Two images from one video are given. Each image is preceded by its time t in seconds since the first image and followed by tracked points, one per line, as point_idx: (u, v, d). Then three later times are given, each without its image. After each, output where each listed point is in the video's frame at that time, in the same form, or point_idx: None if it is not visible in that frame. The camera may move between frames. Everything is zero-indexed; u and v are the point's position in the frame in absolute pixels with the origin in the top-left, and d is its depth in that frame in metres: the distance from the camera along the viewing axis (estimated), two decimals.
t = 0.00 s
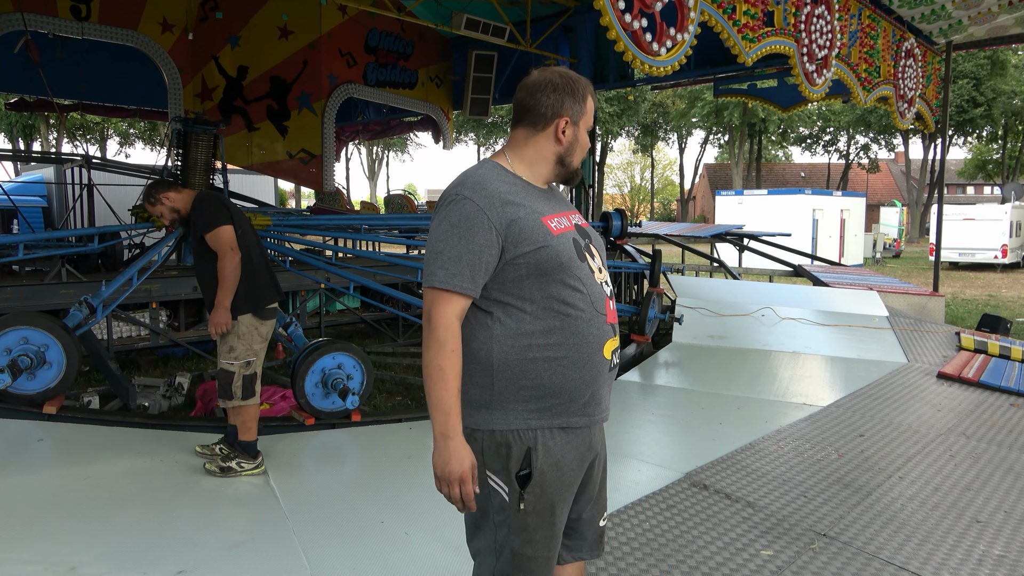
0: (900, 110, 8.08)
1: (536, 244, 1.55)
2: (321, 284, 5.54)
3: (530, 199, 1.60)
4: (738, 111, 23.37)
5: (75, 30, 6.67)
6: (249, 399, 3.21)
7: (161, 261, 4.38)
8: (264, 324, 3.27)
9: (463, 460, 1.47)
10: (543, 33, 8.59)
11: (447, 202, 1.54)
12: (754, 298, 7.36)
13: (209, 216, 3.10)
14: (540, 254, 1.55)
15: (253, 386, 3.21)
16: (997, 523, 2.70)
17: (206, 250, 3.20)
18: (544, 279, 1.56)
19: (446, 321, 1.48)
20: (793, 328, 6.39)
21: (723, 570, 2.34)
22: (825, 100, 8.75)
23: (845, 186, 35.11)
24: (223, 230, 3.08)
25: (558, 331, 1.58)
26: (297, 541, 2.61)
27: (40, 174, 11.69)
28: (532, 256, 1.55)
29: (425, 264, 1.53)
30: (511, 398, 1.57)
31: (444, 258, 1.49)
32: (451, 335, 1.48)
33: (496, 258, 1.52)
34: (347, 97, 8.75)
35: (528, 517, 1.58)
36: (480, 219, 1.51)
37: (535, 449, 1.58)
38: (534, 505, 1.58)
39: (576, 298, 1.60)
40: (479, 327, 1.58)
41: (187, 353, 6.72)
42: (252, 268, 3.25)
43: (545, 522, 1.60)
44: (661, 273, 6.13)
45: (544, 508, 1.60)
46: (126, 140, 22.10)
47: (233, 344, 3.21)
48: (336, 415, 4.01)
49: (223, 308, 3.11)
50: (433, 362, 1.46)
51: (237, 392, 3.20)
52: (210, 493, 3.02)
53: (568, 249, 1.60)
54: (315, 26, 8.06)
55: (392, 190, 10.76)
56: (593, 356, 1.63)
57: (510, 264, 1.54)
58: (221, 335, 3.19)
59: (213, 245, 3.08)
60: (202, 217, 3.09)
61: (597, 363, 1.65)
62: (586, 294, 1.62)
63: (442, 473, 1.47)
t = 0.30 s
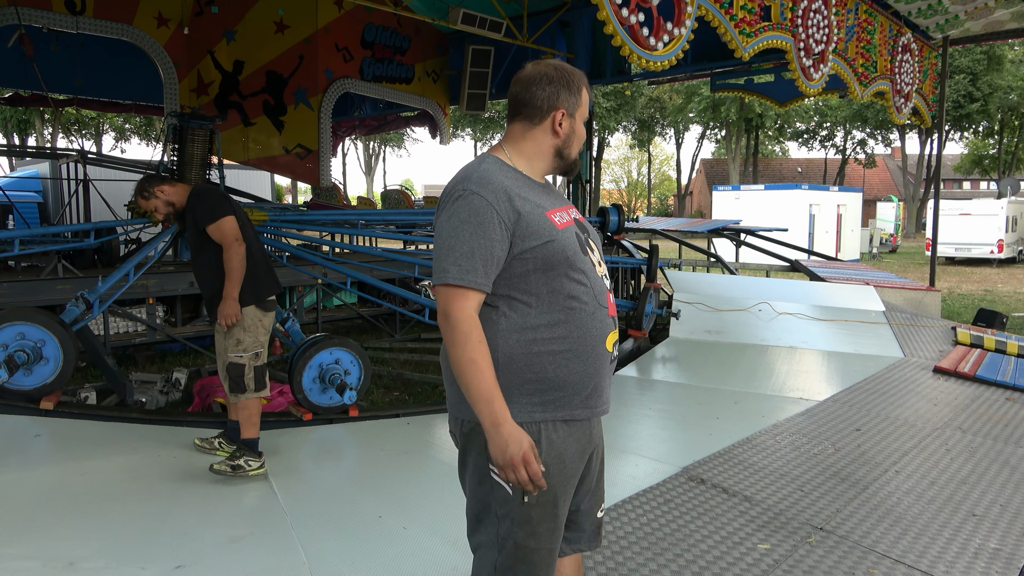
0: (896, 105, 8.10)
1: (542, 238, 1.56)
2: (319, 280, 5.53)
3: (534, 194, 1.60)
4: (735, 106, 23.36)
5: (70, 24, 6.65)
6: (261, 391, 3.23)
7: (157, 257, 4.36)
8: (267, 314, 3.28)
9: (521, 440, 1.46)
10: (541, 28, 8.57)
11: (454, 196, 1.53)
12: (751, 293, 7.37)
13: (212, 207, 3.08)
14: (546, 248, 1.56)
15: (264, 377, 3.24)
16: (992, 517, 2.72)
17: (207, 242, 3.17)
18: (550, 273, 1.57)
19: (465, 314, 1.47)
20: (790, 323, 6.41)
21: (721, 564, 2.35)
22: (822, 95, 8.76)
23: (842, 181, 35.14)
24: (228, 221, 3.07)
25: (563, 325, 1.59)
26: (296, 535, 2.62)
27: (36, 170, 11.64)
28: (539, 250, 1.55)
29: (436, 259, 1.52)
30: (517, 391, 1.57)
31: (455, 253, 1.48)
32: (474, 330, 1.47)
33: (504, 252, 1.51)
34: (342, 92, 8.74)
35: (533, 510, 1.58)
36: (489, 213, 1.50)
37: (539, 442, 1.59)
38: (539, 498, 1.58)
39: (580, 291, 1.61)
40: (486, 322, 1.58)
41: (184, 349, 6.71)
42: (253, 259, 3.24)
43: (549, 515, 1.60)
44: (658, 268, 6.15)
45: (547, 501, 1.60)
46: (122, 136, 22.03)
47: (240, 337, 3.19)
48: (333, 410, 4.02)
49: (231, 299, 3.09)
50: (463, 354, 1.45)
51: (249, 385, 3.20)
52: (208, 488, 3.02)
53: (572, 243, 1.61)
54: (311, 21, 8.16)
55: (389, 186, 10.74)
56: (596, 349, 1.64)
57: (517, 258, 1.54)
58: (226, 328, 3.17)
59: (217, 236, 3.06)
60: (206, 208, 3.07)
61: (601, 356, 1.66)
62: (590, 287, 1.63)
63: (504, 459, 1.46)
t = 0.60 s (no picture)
0: (902, 101, 8.07)
1: (544, 237, 1.56)
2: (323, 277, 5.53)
3: (536, 194, 1.61)
4: (740, 102, 23.29)
5: (75, 22, 6.67)
6: (263, 400, 3.11)
7: (163, 254, 4.37)
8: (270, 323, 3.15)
9: (510, 444, 1.49)
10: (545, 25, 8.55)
11: (456, 196, 1.54)
12: (756, 291, 7.36)
13: (220, 211, 2.96)
14: (547, 247, 1.56)
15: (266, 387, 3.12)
16: (998, 514, 2.71)
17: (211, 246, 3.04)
18: (552, 271, 1.57)
19: (465, 315, 1.48)
20: (795, 320, 6.40)
21: (726, 561, 2.35)
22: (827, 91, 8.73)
23: (847, 178, 35.03)
24: (235, 228, 2.95)
25: (567, 322, 1.59)
26: (302, 532, 2.63)
27: (42, 167, 11.69)
28: (540, 249, 1.56)
29: (437, 258, 1.52)
30: (521, 387, 1.58)
31: (455, 253, 1.48)
32: (474, 334, 1.49)
33: (506, 251, 1.52)
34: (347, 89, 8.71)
35: (537, 504, 1.59)
36: (490, 212, 1.50)
37: (543, 437, 1.59)
38: (542, 492, 1.59)
39: (583, 289, 1.61)
40: (488, 320, 1.58)
41: (189, 346, 6.74)
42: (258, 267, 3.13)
43: (553, 509, 1.61)
44: (663, 265, 6.14)
45: (551, 495, 1.60)
46: (127, 134, 22.08)
47: (241, 347, 3.07)
48: (339, 407, 4.03)
49: (229, 309, 2.96)
50: (463, 356, 1.47)
51: (251, 394, 3.08)
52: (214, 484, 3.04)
53: (574, 241, 1.61)
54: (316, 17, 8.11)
55: (393, 183, 10.75)
56: (600, 345, 1.64)
57: (519, 257, 1.55)
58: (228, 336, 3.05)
59: (223, 242, 2.94)
60: (213, 212, 2.95)
61: (605, 352, 1.66)
62: (593, 284, 1.63)
63: (492, 461, 1.48)
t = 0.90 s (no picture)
0: (901, 97, 8.06)
1: (531, 234, 1.56)
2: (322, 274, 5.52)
3: (526, 190, 1.61)
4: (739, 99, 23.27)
5: (73, 20, 6.65)
6: (252, 406, 3.06)
7: (161, 251, 4.36)
8: (264, 329, 3.13)
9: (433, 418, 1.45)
10: (543, 21, 8.54)
11: (444, 191, 1.56)
12: (755, 287, 7.36)
13: (218, 217, 2.92)
14: (533, 244, 1.56)
15: (255, 394, 3.06)
16: (996, 509, 2.72)
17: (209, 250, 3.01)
18: (539, 268, 1.57)
19: (437, 304, 1.49)
20: (794, 316, 6.41)
21: (725, 557, 2.36)
22: (826, 87, 8.72)
23: (846, 173, 35.02)
24: (235, 235, 2.92)
25: (554, 320, 1.59)
26: (301, 528, 2.64)
27: (40, 165, 11.67)
28: (527, 245, 1.56)
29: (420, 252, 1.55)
30: (509, 383, 1.57)
31: (437, 244, 1.51)
32: (438, 322, 1.49)
33: (490, 245, 1.53)
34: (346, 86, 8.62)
35: (526, 501, 1.59)
36: (476, 207, 1.52)
37: (532, 434, 1.59)
38: (531, 489, 1.59)
39: (572, 286, 1.61)
40: (474, 314, 1.59)
41: (188, 344, 6.73)
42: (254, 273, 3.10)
43: (543, 506, 1.61)
44: (662, 262, 6.13)
45: (540, 493, 1.60)
46: (124, 131, 22.03)
47: (234, 351, 3.04)
48: (337, 405, 4.03)
49: (234, 319, 2.94)
50: (421, 344, 1.47)
51: (239, 400, 3.04)
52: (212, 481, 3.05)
53: (563, 240, 1.61)
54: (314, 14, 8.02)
55: (391, 180, 10.73)
56: (589, 344, 1.64)
57: (504, 252, 1.55)
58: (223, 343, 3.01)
59: (222, 249, 2.90)
60: (213, 217, 2.91)
61: (594, 351, 1.65)
62: (583, 283, 1.62)
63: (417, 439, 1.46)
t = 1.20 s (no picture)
0: (902, 94, 8.05)
1: (522, 229, 1.56)
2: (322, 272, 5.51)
3: (518, 185, 1.60)
4: (740, 96, 23.24)
5: (73, 16, 6.58)
6: (258, 402, 3.06)
7: (161, 248, 4.36)
8: (264, 325, 3.13)
9: (437, 428, 1.45)
10: (543, 18, 8.53)
11: (437, 185, 1.56)
12: (755, 285, 7.35)
13: (220, 208, 2.92)
14: (525, 240, 1.56)
15: (259, 389, 3.05)
16: (996, 507, 2.72)
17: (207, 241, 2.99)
18: (531, 264, 1.56)
19: (430, 300, 1.49)
20: (794, 314, 6.41)
21: (726, 554, 2.36)
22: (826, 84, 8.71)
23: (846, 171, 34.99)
24: (234, 227, 2.92)
25: (546, 317, 1.58)
26: (302, 525, 2.64)
27: (40, 162, 11.66)
28: (518, 241, 1.55)
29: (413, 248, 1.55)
30: (502, 381, 1.57)
31: (430, 239, 1.50)
32: (431, 316, 1.49)
33: (482, 241, 1.52)
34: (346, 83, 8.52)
35: (522, 500, 1.58)
36: (468, 202, 1.52)
37: (527, 432, 1.58)
38: (527, 488, 1.58)
39: (565, 283, 1.60)
40: (466, 310, 1.58)
41: (189, 341, 6.73)
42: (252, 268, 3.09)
43: (539, 505, 1.60)
44: (662, 259, 6.11)
45: (536, 492, 1.60)
46: (125, 127, 21.99)
47: (234, 348, 3.02)
48: (337, 402, 4.03)
49: (234, 313, 2.93)
50: (412, 338, 1.48)
51: (243, 396, 3.02)
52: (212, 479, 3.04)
53: (556, 236, 1.60)
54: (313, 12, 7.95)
55: (391, 177, 10.72)
56: (583, 342, 1.63)
57: (496, 248, 1.55)
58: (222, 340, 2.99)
59: (222, 240, 2.89)
60: (214, 208, 2.91)
61: (588, 349, 1.64)
62: (576, 280, 1.62)
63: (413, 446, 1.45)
